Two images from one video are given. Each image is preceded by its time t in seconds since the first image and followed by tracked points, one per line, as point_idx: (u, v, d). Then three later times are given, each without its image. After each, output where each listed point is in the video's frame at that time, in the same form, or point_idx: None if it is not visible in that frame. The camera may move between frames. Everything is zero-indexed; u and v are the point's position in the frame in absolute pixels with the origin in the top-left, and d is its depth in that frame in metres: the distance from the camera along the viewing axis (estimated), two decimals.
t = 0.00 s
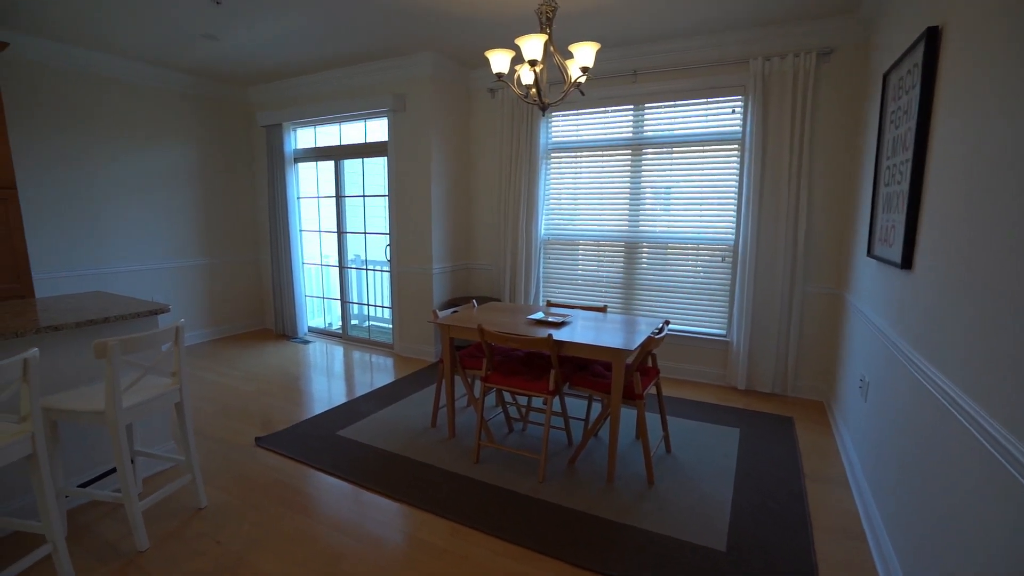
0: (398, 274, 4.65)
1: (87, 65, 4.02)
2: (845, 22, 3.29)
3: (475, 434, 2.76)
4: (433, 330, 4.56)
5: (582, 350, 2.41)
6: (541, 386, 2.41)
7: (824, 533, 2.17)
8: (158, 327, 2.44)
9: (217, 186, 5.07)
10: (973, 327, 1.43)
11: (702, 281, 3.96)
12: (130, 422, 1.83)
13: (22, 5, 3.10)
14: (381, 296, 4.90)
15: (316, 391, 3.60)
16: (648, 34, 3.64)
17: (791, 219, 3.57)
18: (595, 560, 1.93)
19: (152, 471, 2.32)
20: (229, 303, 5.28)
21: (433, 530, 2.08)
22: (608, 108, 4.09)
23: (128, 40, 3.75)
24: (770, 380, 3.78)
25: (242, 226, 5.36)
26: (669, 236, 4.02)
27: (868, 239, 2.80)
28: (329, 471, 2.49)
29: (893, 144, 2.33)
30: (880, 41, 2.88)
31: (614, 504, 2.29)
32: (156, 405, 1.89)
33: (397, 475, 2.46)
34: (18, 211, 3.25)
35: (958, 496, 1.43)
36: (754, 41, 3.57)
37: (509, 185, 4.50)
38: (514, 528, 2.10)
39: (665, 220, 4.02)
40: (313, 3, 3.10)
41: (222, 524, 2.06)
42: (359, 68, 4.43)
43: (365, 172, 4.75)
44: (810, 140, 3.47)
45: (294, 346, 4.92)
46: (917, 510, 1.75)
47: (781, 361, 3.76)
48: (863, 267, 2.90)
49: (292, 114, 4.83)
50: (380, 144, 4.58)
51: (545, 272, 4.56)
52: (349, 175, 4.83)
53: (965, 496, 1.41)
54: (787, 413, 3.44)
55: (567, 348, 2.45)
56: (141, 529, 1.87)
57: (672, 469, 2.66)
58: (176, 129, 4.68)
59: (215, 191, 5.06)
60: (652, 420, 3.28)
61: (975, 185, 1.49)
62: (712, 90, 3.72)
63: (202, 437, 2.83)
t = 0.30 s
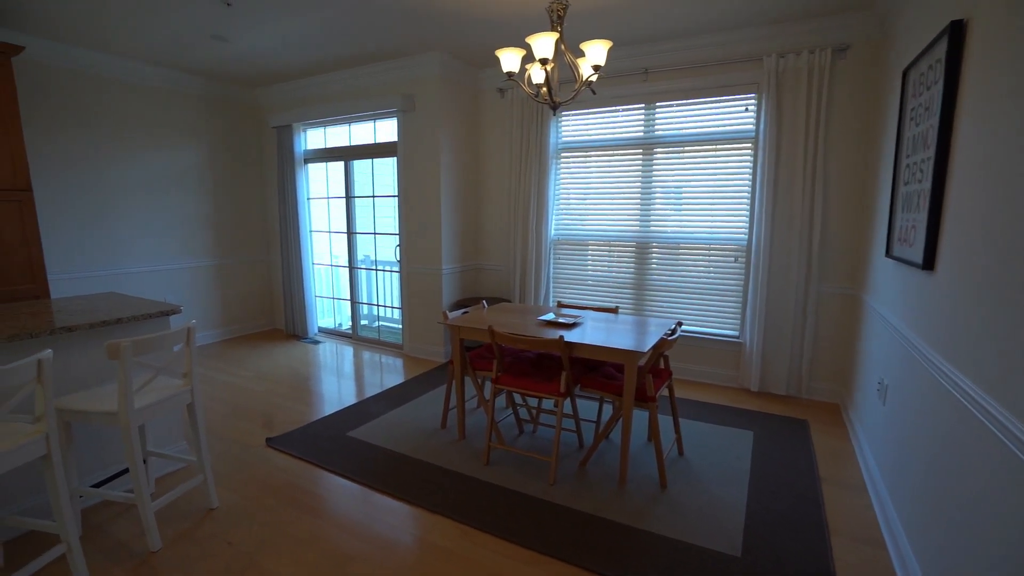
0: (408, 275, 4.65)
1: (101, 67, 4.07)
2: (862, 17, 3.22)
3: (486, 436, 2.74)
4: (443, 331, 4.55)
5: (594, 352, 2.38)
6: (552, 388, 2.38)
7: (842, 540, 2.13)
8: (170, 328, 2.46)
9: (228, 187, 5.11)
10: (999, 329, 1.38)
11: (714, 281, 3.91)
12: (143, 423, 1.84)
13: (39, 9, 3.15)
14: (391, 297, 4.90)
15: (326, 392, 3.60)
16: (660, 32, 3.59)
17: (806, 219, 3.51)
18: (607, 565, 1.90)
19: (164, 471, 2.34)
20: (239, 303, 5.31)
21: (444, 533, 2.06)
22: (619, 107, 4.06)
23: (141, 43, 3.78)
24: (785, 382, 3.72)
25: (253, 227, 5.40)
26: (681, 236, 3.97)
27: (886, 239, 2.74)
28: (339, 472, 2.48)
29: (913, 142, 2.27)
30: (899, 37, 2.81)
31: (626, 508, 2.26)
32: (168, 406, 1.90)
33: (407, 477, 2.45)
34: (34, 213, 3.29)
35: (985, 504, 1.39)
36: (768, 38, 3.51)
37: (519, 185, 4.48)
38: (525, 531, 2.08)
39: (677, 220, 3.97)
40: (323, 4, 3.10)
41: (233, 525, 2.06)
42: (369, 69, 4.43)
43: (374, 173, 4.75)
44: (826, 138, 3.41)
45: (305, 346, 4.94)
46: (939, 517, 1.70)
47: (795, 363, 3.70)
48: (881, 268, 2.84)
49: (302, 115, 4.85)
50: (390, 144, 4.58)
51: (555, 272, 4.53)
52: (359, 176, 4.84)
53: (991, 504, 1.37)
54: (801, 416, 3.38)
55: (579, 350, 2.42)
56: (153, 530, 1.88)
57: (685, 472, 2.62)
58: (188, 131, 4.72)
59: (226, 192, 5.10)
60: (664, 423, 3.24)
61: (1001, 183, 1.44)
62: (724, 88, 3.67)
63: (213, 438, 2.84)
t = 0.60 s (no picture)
0: (415, 279, 4.64)
1: (111, 75, 4.11)
2: (874, 17, 3.17)
3: (494, 442, 2.72)
4: (450, 335, 4.53)
5: (604, 357, 2.35)
6: (561, 394, 2.35)
7: (860, 549, 2.07)
8: (179, 334, 2.46)
9: (236, 192, 5.14)
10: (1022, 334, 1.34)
11: (723, 284, 3.86)
12: (151, 430, 1.84)
13: (51, 17, 3.18)
14: (398, 301, 4.90)
15: (334, 396, 3.60)
16: (668, 34, 3.57)
17: (817, 221, 3.46)
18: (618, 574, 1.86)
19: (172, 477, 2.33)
20: (248, 308, 5.33)
21: (451, 541, 2.04)
22: (626, 109, 4.03)
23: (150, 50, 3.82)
24: (797, 386, 3.67)
25: (261, 231, 5.42)
26: (689, 239, 3.93)
27: (900, 241, 2.69)
28: (346, 479, 2.47)
29: (929, 142, 2.23)
30: (912, 36, 2.77)
31: (637, 516, 2.23)
32: (175, 412, 1.89)
33: (415, 483, 2.43)
34: (45, 219, 3.32)
35: (1009, 515, 1.35)
36: (777, 38, 3.48)
37: (526, 189, 4.46)
38: (534, 539, 2.05)
39: (685, 223, 3.93)
40: (331, 9, 3.11)
41: (240, 533, 2.05)
42: (376, 74, 4.44)
43: (382, 177, 4.75)
44: (837, 139, 3.37)
45: (312, 350, 4.94)
46: (960, 527, 1.66)
47: (807, 367, 3.65)
48: (895, 270, 2.79)
49: (310, 120, 4.87)
50: (397, 148, 4.59)
51: (563, 276, 4.51)
52: (366, 180, 4.85)
53: (1016, 515, 1.32)
54: (815, 421, 3.32)
55: (588, 355, 2.39)
56: (161, 537, 1.87)
57: (697, 479, 2.58)
58: (198, 137, 4.76)
59: (234, 198, 5.12)
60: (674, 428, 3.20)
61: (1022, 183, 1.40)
62: (733, 89, 3.64)
63: (221, 443, 2.84)
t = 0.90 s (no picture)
0: (422, 280, 4.64)
1: (120, 78, 4.14)
2: (886, 13, 3.13)
3: (502, 444, 2.70)
4: (457, 336, 4.52)
5: (612, 359, 2.33)
6: (569, 396, 2.33)
7: (874, 554, 2.04)
8: (186, 336, 2.46)
9: (244, 194, 5.17)
10: None
11: (732, 285, 3.83)
12: (159, 432, 1.84)
13: (60, 21, 3.20)
14: (405, 302, 4.89)
15: (341, 398, 3.60)
16: (675, 32, 3.54)
17: (827, 221, 3.42)
18: None
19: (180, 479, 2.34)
20: (255, 309, 5.35)
21: (459, 544, 2.02)
22: (633, 109, 4.01)
23: (158, 53, 3.84)
24: (807, 388, 3.62)
25: (269, 233, 5.45)
26: (698, 239, 3.90)
27: (914, 241, 2.65)
28: (354, 481, 2.46)
29: (944, 140, 2.19)
30: (925, 32, 2.73)
31: (647, 519, 2.20)
32: (183, 414, 1.90)
33: (422, 485, 2.42)
34: (55, 221, 3.35)
35: None
36: (787, 36, 3.44)
37: (533, 189, 4.44)
38: (543, 543, 2.03)
39: (693, 223, 3.90)
40: (337, 11, 3.11)
41: (248, 535, 2.05)
42: (383, 75, 4.45)
43: (388, 178, 4.76)
44: (847, 138, 3.32)
45: (320, 351, 4.95)
46: (978, 532, 1.62)
47: (818, 368, 3.60)
48: (909, 270, 2.75)
49: (317, 122, 4.88)
50: (403, 149, 4.58)
51: (570, 277, 4.48)
52: (373, 182, 4.85)
53: None
54: (826, 423, 3.28)
55: (597, 357, 2.37)
56: (169, 539, 1.87)
57: (707, 482, 2.55)
58: (205, 140, 4.79)
59: (242, 200, 5.15)
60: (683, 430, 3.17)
61: None
62: (742, 88, 3.60)
63: (229, 445, 2.85)
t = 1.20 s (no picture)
0: (428, 281, 4.63)
1: (130, 78, 4.17)
2: (899, 14, 3.09)
3: (508, 447, 2.68)
4: (463, 337, 4.51)
5: (620, 362, 2.31)
6: (576, 398, 2.31)
7: (886, 563, 2.00)
8: (193, 335, 2.47)
9: (251, 194, 5.19)
10: None
11: (741, 288, 3.79)
12: (164, 431, 1.84)
13: (71, 22, 3.23)
14: (411, 303, 4.89)
15: (346, 398, 3.59)
16: (685, 33, 3.52)
17: (838, 224, 3.38)
18: None
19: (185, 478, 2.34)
20: (261, 309, 5.37)
21: (464, 547, 2.01)
22: (642, 110, 3.98)
23: (167, 53, 3.86)
24: (817, 393, 3.58)
25: (275, 232, 5.46)
26: (706, 242, 3.87)
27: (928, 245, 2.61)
28: (358, 482, 2.45)
29: (960, 141, 2.15)
30: (940, 33, 2.69)
31: (654, 524, 2.18)
32: (189, 413, 1.90)
33: (427, 487, 2.41)
34: (63, 220, 3.37)
35: None
36: (798, 37, 3.40)
37: (540, 190, 4.42)
38: (549, 547, 2.01)
39: (702, 225, 3.87)
40: (346, 11, 3.11)
41: (253, 535, 2.04)
42: (390, 76, 4.45)
43: (395, 179, 4.76)
44: (859, 140, 3.28)
45: (325, 351, 4.95)
46: (993, 543, 1.58)
47: (827, 373, 3.56)
48: (922, 274, 2.71)
49: (324, 122, 4.89)
50: (410, 150, 4.58)
51: (577, 278, 4.46)
52: (380, 182, 4.85)
53: None
54: (836, 429, 3.24)
55: (604, 360, 2.35)
56: (174, 539, 1.87)
57: (714, 487, 2.52)
58: (214, 140, 4.81)
59: (249, 199, 5.17)
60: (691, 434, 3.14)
61: None
62: (752, 89, 3.57)
63: (234, 445, 2.84)
